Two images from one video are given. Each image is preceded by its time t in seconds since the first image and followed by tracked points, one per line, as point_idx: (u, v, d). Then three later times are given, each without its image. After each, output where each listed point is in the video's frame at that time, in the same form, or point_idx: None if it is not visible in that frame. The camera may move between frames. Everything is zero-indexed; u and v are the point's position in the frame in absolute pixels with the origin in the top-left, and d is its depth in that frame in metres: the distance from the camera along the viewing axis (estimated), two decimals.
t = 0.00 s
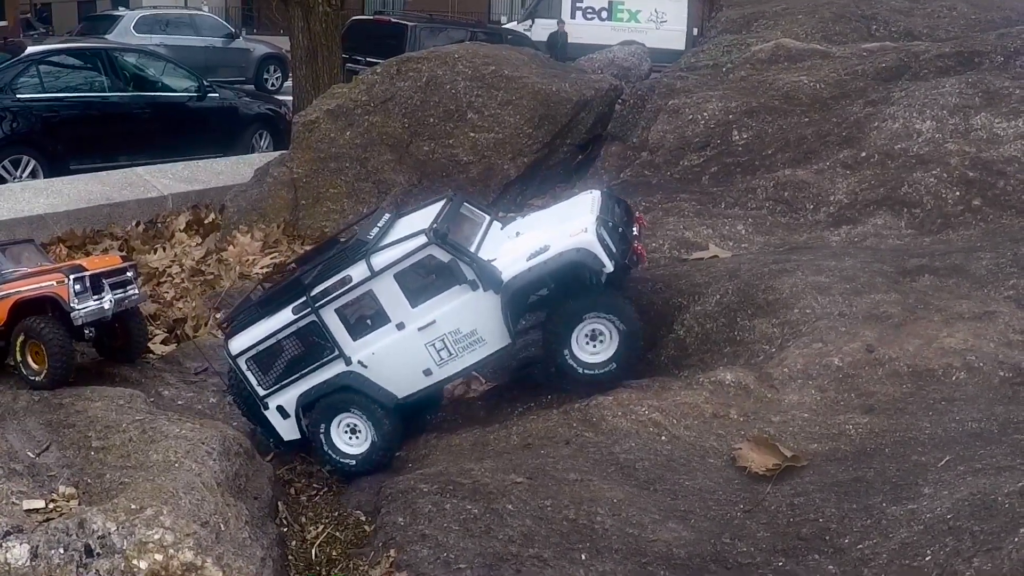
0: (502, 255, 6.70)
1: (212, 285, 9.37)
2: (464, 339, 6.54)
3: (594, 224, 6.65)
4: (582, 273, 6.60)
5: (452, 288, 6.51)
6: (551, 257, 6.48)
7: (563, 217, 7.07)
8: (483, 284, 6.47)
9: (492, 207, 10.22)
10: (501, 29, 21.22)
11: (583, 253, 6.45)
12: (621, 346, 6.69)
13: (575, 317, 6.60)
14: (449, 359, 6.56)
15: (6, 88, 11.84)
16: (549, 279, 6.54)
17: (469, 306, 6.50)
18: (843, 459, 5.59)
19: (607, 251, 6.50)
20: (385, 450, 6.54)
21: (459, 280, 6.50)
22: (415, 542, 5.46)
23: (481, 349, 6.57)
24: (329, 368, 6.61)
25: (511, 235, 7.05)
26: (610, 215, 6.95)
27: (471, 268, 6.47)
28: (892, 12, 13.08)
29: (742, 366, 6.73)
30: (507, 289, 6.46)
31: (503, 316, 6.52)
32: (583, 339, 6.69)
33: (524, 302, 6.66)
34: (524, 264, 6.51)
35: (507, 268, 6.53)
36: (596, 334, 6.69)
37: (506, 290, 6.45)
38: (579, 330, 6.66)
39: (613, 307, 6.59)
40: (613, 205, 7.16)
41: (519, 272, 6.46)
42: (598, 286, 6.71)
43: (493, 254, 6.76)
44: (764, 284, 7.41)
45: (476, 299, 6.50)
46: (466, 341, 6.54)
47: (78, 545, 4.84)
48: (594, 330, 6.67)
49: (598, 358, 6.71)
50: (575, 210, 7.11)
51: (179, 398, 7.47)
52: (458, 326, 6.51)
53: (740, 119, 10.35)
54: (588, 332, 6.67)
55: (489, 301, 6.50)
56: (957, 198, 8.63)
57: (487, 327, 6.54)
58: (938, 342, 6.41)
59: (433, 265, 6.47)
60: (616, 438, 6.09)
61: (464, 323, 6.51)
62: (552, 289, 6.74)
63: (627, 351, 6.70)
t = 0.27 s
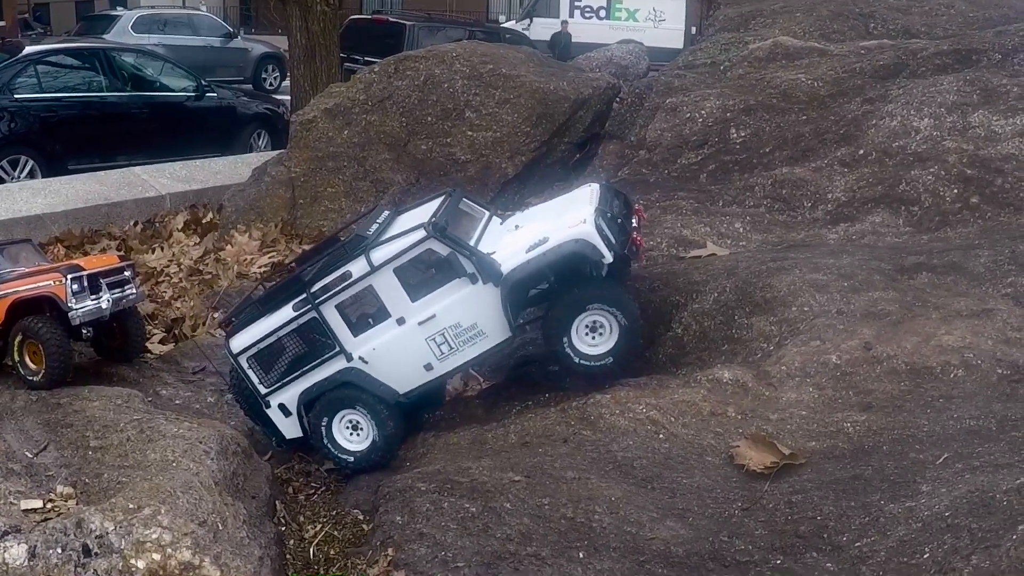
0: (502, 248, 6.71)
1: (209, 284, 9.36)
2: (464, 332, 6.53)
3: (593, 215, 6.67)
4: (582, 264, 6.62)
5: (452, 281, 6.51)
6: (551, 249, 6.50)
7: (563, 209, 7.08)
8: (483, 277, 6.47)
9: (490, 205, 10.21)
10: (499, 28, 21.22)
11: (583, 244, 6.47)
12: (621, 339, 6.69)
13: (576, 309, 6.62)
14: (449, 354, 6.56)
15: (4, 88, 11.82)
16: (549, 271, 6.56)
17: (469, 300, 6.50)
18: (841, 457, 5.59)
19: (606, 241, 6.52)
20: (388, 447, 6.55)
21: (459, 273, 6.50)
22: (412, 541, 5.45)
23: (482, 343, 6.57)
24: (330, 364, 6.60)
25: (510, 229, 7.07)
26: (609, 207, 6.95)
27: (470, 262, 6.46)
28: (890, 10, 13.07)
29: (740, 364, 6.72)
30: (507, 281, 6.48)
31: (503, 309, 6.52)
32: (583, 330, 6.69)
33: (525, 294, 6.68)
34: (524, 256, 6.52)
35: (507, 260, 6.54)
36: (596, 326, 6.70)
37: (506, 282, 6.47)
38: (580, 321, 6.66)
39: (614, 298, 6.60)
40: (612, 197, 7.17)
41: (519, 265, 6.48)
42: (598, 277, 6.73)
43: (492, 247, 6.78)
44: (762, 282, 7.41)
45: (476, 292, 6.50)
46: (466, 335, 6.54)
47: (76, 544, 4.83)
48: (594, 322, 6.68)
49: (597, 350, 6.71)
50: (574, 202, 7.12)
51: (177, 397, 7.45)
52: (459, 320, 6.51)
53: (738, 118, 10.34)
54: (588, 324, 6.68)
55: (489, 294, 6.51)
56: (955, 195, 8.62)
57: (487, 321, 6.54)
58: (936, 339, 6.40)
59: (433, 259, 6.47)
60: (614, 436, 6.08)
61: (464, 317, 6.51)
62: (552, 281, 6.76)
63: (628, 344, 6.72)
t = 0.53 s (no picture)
0: (502, 240, 6.72)
1: (207, 284, 9.35)
2: (465, 325, 6.52)
3: (592, 205, 6.67)
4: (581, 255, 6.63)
5: (452, 274, 6.50)
6: (550, 240, 6.51)
7: (562, 201, 7.09)
8: (483, 270, 6.46)
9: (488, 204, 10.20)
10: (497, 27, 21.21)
11: (582, 234, 6.47)
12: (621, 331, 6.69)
13: (576, 300, 6.62)
14: (451, 347, 6.54)
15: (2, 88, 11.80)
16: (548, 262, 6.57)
17: (469, 293, 6.49)
18: (839, 454, 5.59)
19: (606, 231, 6.52)
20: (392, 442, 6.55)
21: (459, 266, 6.49)
22: (411, 540, 5.45)
23: (483, 336, 6.56)
24: (332, 360, 6.59)
25: (510, 222, 7.07)
26: (608, 198, 6.96)
27: (470, 254, 6.45)
28: (888, 8, 13.07)
29: (738, 361, 6.72)
30: (507, 273, 6.47)
31: (504, 301, 6.52)
32: (583, 320, 6.70)
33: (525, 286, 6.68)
34: (524, 248, 6.53)
35: (507, 252, 6.55)
36: (597, 317, 6.71)
37: (506, 274, 6.47)
38: (580, 312, 6.66)
39: (614, 289, 6.61)
40: (611, 189, 7.17)
41: (518, 256, 6.48)
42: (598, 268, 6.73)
43: (492, 239, 6.78)
44: (760, 279, 7.41)
45: (477, 285, 6.49)
46: (467, 328, 6.53)
47: (74, 544, 4.83)
48: (594, 313, 6.68)
49: (596, 341, 6.71)
50: (573, 195, 7.12)
51: (175, 396, 7.43)
52: (460, 314, 6.50)
53: (736, 115, 10.34)
54: (589, 315, 6.68)
55: (489, 287, 6.50)
56: (952, 192, 8.62)
57: (489, 313, 6.53)
58: (934, 336, 6.39)
59: (433, 252, 6.46)
60: (612, 434, 6.08)
61: (465, 310, 6.50)
62: (552, 273, 6.77)
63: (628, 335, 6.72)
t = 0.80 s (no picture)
0: (502, 233, 6.75)
1: (205, 283, 9.34)
2: (466, 319, 6.53)
3: (591, 196, 6.71)
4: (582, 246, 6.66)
5: (452, 267, 6.52)
6: (550, 231, 6.54)
7: (561, 194, 7.12)
8: (484, 262, 6.49)
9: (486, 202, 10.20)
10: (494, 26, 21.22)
11: (582, 224, 6.50)
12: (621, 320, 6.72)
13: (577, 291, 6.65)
14: (452, 341, 6.55)
15: None
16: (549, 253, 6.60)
17: (470, 286, 6.51)
18: (837, 451, 5.59)
19: (606, 222, 6.56)
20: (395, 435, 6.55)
21: (459, 259, 6.51)
22: (409, 539, 5.45)
23: (484, 329, 6.57)
24: (333, 357, 6.58)
25: (510, 216, 7.10)
26: (607, 189, 6.99)
27: (470, 247, 6.48)
28: (884, 5, 13.07)
29: (736, 359, 6.71)
30: (507, 265, 6.50)
31: (505, 294, 6.53)
32: (583, 310, 6.73)
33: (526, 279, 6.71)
34: (523, 239, 6.56)
35: (507, 244, 6.58)
36: (597, 307, 6.74)
37: (506, 266, 6.49)
38: (580, 302, 6.70)
39: (614, 279, 6.63)
40: (611, 181, 7.20)
41: (519, 247, 6.52)
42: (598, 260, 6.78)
43: (492, 232, 6.81)
44: (756, 277, 7.42)
45: (477, 278, 6.52)
46: (468, 321, 6.53)
47: (72, 544, 4.83)
48: (594, 303, 6.72)
49: (597, 331, 6.75)
50: (572, 187, 7.16)
51: (173, 395, 7.41)
52: (460, 307, 6.51)
53: (732, 113, 10.33)
54: (589, 305, 6.71)
55: (490, 279, 6.53)
56: (949, 189, 8.62)
57: (489, 306, 6.55)
58: (932, 333, 6.38)
59: (434, 246, 6.50)
60: (610, 433, 6.07)
61: (466, 304, 6.51)
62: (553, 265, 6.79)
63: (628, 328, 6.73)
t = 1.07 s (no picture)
0: (501, 224, 6.84)
1: (202, 283, 9.33)
2: (467, 311, 6.61)
3: (589, 186, 6.84)
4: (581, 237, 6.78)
5: (453, 260, 6.61)
6: (550, 221, 6.66)
7: (559, 186, 7.23)
8: (484, 254, 6.58)
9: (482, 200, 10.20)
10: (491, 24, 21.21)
11: (582, 214, 6.64)
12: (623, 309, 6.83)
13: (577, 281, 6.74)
14: (453, 333, 6.61)
15: None
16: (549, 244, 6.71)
17: (470, 278, 6.59)
18: (834, 447, 5.58)
19: (605, 211, 6.69)
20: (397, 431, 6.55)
21: (459, 251, 6.60)
22: (406, 536, 5.45)
23: (485, 321, 6.64)
24: (335, 352, 6.63)
25: (508, 208, 7.20)
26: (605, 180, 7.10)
27: (470, 239, 6.58)
28: (880, 1, 13.06)
29: (733, 356, 6.72)
30: (508, 256, 6.60)
31: (505, 285, 6.62)
32: (584, 299, 6.83)
33: (526, 269, 6.81)
34: (523, 230, 6.67)
35: (508, 235, 6.68)
36: (597, 296, 6.86)
37: (506, 258, 6.59)
38: (582, 291, 6.81)
39: (614, 268, 6.73)
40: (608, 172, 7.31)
41: (519, 238, 6.62)
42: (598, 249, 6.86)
43: (492, 224, 6.90)
44: (753, 273, 7.42)
45: (478, 270, 6.60)
46: (469, 313, 6.61)
47: (69, 544, 4.83)
48: (595, 292, 6.84)
49: (598, 320, 6.86)
50: (569, 179, 7.27)
51: (170, 394, 7.41)
52: (461, 299, 6.59)
53: (729, 110, 10.32)
54: (589, 295, 6.83)
55: (490, 270, 6.62)
56: (946, 185, 8.62)
57: (490, 297, 6.63)
58: (928, 328, 6.38)
59: (433, 238, 6.59)
60: (607, 429, 6.07)
61: (467, 295, 6.59)
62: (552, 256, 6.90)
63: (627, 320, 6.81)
